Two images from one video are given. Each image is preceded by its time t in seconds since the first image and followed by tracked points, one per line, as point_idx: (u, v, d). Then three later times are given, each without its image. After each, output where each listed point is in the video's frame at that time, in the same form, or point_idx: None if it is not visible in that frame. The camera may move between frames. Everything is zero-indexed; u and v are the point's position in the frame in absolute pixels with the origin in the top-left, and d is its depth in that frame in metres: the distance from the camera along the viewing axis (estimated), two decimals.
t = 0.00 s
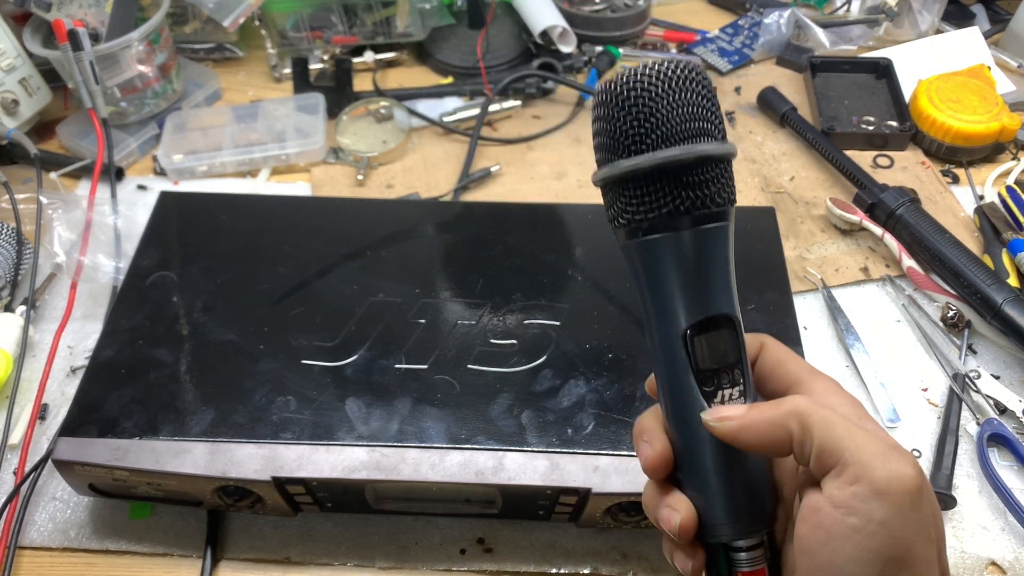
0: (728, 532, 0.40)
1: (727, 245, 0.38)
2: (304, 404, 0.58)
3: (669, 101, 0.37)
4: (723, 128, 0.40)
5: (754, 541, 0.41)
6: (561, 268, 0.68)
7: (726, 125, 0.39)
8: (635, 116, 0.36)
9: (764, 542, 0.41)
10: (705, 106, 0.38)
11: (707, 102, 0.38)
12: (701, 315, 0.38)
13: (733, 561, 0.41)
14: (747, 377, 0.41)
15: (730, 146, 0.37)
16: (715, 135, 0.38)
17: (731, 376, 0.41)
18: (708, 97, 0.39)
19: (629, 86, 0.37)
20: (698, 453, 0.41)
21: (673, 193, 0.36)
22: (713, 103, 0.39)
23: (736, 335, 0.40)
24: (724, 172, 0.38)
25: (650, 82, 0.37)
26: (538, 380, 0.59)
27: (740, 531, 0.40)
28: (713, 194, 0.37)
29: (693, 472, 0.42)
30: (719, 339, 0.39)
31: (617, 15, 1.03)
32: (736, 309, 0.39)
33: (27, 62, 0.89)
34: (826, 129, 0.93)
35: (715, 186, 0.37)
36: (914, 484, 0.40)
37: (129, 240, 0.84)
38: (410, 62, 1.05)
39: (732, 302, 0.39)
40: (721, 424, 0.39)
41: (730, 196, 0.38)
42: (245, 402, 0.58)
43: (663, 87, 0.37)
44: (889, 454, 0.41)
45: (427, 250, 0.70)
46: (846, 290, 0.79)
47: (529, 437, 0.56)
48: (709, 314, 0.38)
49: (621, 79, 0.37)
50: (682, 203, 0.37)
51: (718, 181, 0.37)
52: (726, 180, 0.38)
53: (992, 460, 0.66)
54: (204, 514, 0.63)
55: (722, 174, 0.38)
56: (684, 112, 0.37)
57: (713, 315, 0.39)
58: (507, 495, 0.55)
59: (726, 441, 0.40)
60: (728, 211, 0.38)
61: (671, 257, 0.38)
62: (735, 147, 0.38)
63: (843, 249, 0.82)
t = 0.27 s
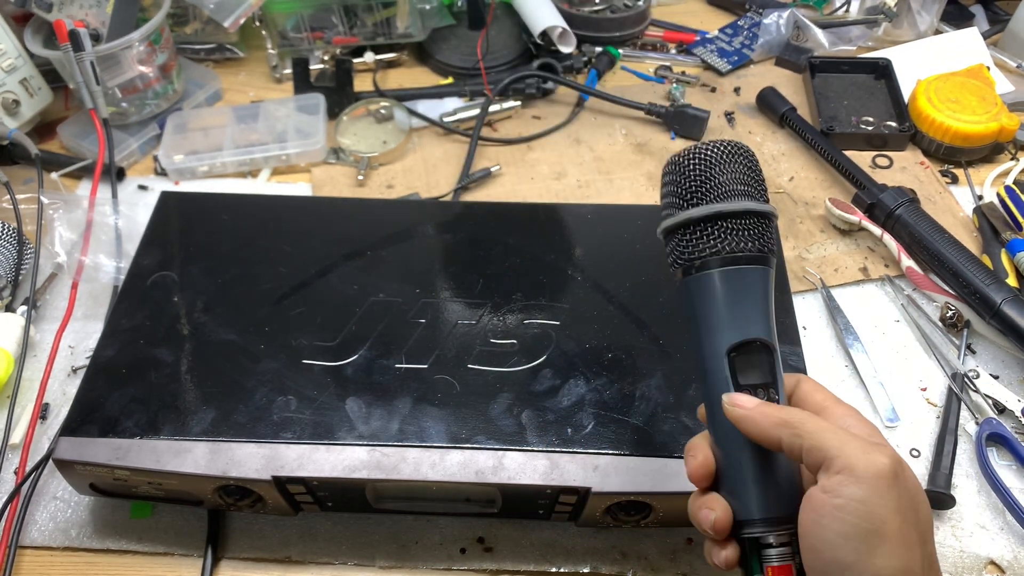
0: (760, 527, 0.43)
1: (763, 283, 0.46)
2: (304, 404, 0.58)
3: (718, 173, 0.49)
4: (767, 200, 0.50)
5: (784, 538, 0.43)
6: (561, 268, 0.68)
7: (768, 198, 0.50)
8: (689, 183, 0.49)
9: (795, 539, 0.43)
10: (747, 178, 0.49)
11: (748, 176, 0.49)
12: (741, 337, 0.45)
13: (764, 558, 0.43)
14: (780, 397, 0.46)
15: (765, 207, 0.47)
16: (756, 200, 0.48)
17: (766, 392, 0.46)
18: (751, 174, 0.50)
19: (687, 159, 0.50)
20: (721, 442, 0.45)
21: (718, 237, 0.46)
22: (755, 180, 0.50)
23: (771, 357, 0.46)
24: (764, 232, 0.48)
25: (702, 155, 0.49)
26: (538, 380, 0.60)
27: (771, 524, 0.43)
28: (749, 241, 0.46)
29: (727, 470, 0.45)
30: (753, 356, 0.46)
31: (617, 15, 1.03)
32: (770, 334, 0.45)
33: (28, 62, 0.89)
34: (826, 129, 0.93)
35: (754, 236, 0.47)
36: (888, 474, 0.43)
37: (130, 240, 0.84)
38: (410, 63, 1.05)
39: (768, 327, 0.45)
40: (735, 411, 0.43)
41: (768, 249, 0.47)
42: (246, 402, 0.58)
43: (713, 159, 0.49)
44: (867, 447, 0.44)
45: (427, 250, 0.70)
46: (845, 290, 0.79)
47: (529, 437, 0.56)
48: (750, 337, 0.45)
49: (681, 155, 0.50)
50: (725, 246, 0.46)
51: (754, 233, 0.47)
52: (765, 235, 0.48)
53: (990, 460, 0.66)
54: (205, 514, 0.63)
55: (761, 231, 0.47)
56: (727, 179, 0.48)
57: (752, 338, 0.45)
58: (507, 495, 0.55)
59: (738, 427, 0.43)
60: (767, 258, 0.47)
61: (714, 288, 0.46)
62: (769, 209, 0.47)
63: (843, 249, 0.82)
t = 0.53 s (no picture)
0: (756, 527, 0.44)
1: (733, 301, 0.47)
2: (304, 404, 0.58)
3: (673, 205, 0.51)
4: (734, 226, 0.51)
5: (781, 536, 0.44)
6: (561, 268, 0.68)
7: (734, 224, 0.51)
8: (649, 219, 0.52)
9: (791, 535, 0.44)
10: (708, 207, 0.51)
11: (710, 206, 0.51)
12: (709, 357, 0.46)
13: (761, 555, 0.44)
14: (760, 405, 0.46)
15: (722, 230, 0.49)
16: (717, 225, 0.50)
17: (743, 402, 0.46)
18: (714, 204, 0.52)
19: (649, 199, 0.53)
20: (706, 454, 0.47)
21: (675, 265, 0.48)
22: (718, 208, 0.52)
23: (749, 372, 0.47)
24: (730, 253, 0.49)
25: (662, 193, 0.52)
26: (538, 380, 0.60)
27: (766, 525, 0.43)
28: (712, 262, 0.48)
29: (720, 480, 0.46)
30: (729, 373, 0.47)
31: (617, 15, 1.03)
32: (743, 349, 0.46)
33: (28, 62, 0.89)
34: (825, 129, 0.93)
35: (712, 257, 0.48)
36: (847, 478, 0.41)
37: (130, 240, 0.84)
38: (410, 63, 1.06)
39: (740, 342, 0.46)
40: (713, 434, 0.44)
41: (733, 267, 0.48)
42: (246, 402, 0.58)
43: (671, 194, 0.52)
44: (827, 451, 0.42)
45: (427, 250, 0.70)
46: (845, 290, 0.79)
47: (529, 437, 0.56)
48: (717, 354, 0.46)
49: (645, 196, 0.54)
50: (683, 270, 0.48)
51: (717, 254, 0.48)
52: (728, 255, 0.49)
53: (990, 460, 0.66)
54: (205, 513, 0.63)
55: (721, 251, 0.48)
56: (686, 210, 0.51)
57: (719, 355, 0.46)
58: (507, 494, 0.55)
59: (718, 449, 0.45)
60: (733, 277, 0.47)
61: (685, 312, 0.47)
62: (729, 231, 0.49)
63: (842, 249, 0.82)
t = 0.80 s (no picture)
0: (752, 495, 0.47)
1: (694, 291, 0.54)
2: (305, 404, 0.58)
3: (624, 217, 0.58)
4: (686, 222, 0.58)
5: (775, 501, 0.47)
6: (561, 268, 0.68)
7: (686, 220, 0.58)
8: (608, 232, 0.59)
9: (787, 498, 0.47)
10: (657, 211, 0.58)
11: (659, 209, 0.58)
12: (680, 348, 0.53)
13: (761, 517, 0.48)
14: (737, 383, 0.51)
15: (671, 229, 0.56)
16: (667, 225, 0.57)
17: (719, 383, 0.52)
18: (663, 206, 0.59)
19: (606, 216, 0.60)
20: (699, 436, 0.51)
21: (636, 271, 0.56)
22: (668, 210, 0.58)
23: (720, 351, 0.52)
24: (684, 249, 0.56)
25: (614, 209, 0.60)
26: (538, 380, 0.60)
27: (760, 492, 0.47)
28: (667, 262, 0.55)
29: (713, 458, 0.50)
30: (704, 355, 0.53)
31: (617, 16, 1.03)
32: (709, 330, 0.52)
33: (29, 62, 0.89)
34: (825, 129, 0.93)
35: (663, 258, 0.55)
36: (775, 451, 0.45)
37: (131, 240, 0.84)
38: (410, 64, 1.06)
39: (705, 326, 0.53)
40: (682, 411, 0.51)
41: (685, 262, 0.55)
42: (247, 402, 0.58)
43: (621, 208, 0.59)
44: (753, 425, 0.46)
45: (427, 250, 0.70)
46: (844, 291, 0.80)
47: (529, 437, 0.56)
48: (686, 345, 0.53)
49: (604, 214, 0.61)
50: (644, 275, 0.55)
51: (669, 253, 0.55)
52: (680, 251, 0.55)
53: (990, 459, 0.66)
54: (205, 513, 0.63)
55: (675, 250, 0.55)
56: (636, 219, 0.58)
57: (688, 345, 0.53)
58: (507, 494, 0.55)
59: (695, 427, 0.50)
60: (688, 271, 0.54)
61: (657, 310, 0.55)
62: (677, 229, 0.56)
63: (842, 249, 0.82)
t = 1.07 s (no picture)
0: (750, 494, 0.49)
1: (657, 299, 0.54)
2: (305, 404, 0.58)
3: (578, 236, 0.59)
4: (639, 231, 0.57)
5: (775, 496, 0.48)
6: (561, 268, 0.69)
7: (639, 229, 0.57)
8: (567, 252, 0.60)
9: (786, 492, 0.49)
10: (609, 225, 0.58)
11: (610, 222, 0.58)
12: (654, 354, 0.54)
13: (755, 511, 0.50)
14: (713, 378, 0.51)
15: (622, 242, 0.55)
16: (619, 238, 0.56)
17: (695, 380, 0.52)
18: (615, 219, 0.58)
19: (563, 236, 0.61)
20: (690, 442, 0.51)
21: (597, 289, 0.56)
22: (620, 222, 0.58)
23: (691, 354, 0.52)
24: (638, 259, 0.55)
25: (569, 229, 0.60)
26: (538, 380, 0.60)
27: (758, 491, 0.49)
28: (623, 276, 0.55)
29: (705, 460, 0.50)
30: (677, 359, 0.53)
31: (617, 16, 1.03)
32: (678, 335, 0.53)
33: (29, 62, 0.89)
34: (825, 129, 0.93)
35: (620, 272, 0.55)
36: (748, 470, 0.46)
37: (131, 241, 0.84)
38: (411, 64, 1.06)
39: (673, 332, 0.53)
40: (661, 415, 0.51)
41: (642, 270, 0.55)
42: (247, 402, 0.58)
43: (574, 228, 0.59)
44: (725, 443, 0.47)
45: (427, 250, 0.70)
46: (844, 291, 0.80)
47: (529, 437, 0.56)
48: (658, 349, 0.54)
49: (561, 234, 0.61)
50: (606, 291, 0.56)
51: (625, 265, 0.55)
52: (636, 261, 0.55)
53: (990, 459, 0.66)
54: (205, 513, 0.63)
55: (630, 263, 0.55)
56: (588, 238, 0.58)
57: (661, 349, 0.53)
58: (507, 495, 0.55)
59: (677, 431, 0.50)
60: (646, 282, 0.54)
61: (626, 323, 0.55)
62: (627, 240, 0.55)
63: (842, 249, 0.82)
